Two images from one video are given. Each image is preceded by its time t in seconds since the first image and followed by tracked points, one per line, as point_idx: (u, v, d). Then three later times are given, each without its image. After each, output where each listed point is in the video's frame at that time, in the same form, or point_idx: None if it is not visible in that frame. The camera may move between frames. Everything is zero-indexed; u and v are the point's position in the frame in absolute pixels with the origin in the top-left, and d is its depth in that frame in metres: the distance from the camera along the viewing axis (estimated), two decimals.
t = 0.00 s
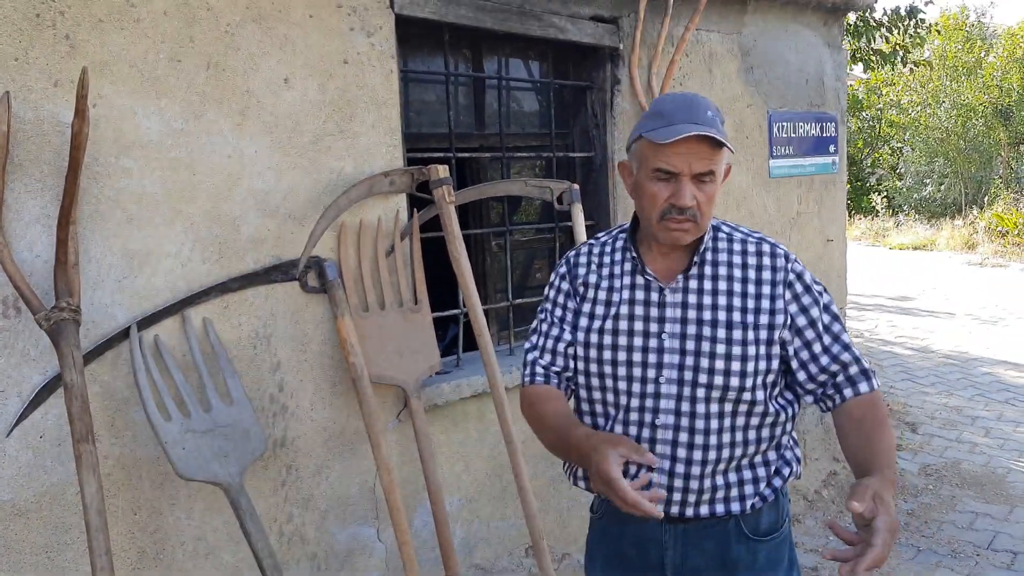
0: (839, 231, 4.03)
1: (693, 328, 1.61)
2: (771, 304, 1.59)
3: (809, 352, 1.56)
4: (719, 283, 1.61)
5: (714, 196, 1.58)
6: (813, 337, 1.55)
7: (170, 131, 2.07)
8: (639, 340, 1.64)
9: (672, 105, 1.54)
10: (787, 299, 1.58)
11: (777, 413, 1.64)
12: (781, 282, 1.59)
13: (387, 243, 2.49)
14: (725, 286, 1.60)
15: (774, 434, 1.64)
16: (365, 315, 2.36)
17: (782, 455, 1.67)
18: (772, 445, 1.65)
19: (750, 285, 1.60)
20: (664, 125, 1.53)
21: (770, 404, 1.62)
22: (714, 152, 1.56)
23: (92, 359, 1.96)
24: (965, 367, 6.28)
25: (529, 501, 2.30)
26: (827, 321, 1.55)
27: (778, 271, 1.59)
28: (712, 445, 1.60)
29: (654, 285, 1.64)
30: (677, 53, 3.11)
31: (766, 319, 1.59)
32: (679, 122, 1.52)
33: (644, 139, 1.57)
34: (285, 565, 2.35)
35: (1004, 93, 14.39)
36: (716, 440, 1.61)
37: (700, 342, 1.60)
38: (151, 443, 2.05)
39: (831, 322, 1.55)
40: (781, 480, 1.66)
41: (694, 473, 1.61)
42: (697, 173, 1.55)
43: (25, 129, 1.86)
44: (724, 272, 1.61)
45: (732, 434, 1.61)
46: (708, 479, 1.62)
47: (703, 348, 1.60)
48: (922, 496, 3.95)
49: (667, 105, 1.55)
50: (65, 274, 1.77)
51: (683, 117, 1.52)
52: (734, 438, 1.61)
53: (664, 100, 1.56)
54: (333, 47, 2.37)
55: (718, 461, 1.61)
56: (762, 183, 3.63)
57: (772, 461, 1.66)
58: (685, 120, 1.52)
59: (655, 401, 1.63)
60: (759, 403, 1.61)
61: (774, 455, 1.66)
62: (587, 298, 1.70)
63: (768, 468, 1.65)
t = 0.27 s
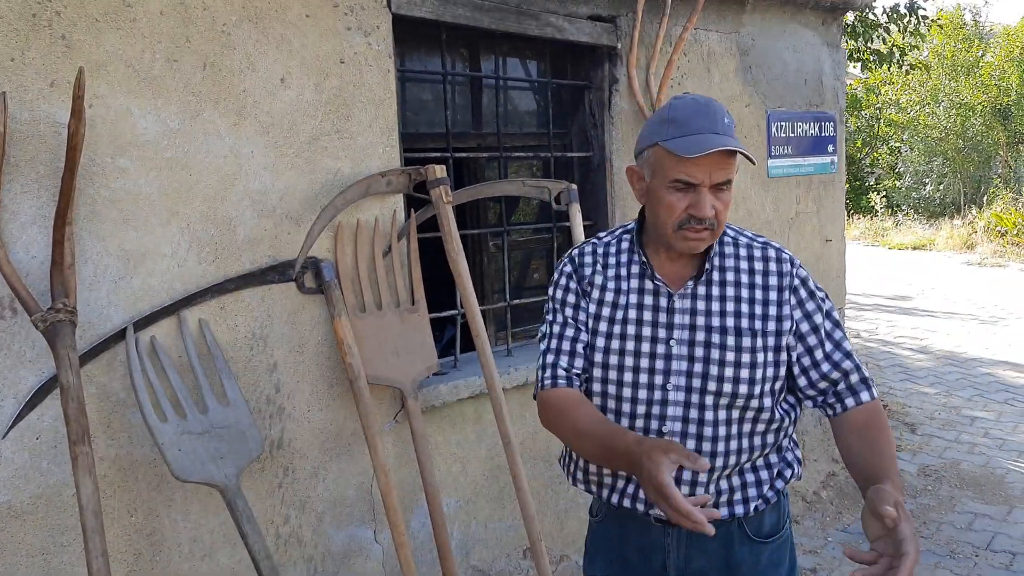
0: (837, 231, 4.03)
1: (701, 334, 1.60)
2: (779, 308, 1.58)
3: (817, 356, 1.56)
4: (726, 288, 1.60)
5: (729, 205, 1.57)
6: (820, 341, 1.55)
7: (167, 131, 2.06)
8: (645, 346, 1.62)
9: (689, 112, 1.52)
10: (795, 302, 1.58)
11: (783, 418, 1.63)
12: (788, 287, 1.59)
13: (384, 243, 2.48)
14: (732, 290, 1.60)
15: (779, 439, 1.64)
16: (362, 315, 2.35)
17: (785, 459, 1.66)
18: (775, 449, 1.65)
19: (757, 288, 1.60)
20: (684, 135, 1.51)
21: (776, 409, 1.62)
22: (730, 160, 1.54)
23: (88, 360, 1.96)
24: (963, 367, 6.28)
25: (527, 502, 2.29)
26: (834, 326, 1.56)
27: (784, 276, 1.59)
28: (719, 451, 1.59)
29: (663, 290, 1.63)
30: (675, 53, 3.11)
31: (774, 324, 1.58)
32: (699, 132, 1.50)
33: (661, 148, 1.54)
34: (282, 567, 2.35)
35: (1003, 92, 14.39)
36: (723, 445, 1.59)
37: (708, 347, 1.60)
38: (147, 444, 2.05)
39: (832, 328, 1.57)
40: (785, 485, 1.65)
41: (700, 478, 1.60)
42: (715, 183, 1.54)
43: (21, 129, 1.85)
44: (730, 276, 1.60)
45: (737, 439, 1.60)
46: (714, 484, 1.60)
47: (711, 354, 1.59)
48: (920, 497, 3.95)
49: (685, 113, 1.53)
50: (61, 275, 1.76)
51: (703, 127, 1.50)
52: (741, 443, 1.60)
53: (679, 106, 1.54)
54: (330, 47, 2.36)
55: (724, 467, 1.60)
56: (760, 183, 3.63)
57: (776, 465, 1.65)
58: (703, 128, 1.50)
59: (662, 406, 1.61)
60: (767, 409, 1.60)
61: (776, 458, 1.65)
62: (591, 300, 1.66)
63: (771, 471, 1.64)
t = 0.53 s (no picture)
0: (833, 231, 4.04)
1: (699, 334, 1.61)
2: (775, 307, 1.61)
3: (814, 352, 1.59)
4: (723, 288, 1.62)
5: (710, 195, 1.57)
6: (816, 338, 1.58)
7: (162, 133, 2.07)
8: (643, 346, 1.62)
9: (672, 104, 1.54)
10: (791, 301, 1.61)
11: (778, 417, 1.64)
12: (783, 286, 1.61)
13: (380, 244, 2.48)
14: (728, 290, 1.62)
15: (774, 438, 1.65)
16: (358, 316, 2.36)
17: (779, 459, 1.67)
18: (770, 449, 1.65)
19: (753, 289, 1.62)
20: (661, 123, 1.54)
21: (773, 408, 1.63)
22: (712, 152, 1.56)
23: (84, 362, 1.95)
24: (959, 367, 6.30)
25: (523, 503, 2.29)
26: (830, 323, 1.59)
27: (780, 275, 1.62)
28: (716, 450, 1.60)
29: (660, 290, 1.63)
30: (671, 54, 3.12)
31: (771, 323, 1.60)
32: (676, 120, 1.52)
33: (643, 137, 1.56)
34: (278, 568, 2.35)
35: (999, 93, 14.42)
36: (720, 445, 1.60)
37: (706, 348, 1.60)
38: (143, 445, 2.05)
39: (836, 322, 1.60)
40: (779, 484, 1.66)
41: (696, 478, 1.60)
42: (693, 171, 1.56)
43: (16, 131, 1.85)
44: (726, 277, 1.62)
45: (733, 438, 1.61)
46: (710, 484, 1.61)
47: (709, 354, 1.60)
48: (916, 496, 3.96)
49: (667, 104, 1.56)
50: (56, 277, 1.76)
51: (681, 115, 1.52)
52: (736, 442, 1.61)
53: (664, 98, 1.57)
54: (326, 49, 2.37)
55: (720, 466, 1.61)
56: (756, 184, 3.64)
57: (771, 465, 1.66)
58: (684, 117, 1.52)
59: (659, 407, 1.61)
60: (763, 408, 1.61)
61: (771, 458, 1.66)
62: (587, 299, 1.66)
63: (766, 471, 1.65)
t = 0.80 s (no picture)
0: (828, 231, 4.04)
1: (691, 332, 1.61)
2: (766, 303, 1.61)
3: (805, 346, 1.60)
4: (714, 286, 1.62)
5: (688, 186, 1.58)
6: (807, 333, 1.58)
7: (155, 133, 2.06)
8: (636, 345, 1.62)
9: (650, 98, 1.57)
10: (782, 296, 1.61)
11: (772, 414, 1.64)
12: (772, 282, 1.62)
13: (375, 244, 2.48)
14: (720, 287, 1.61)
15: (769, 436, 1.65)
16: (353, 316, 2.35)
17: (774, 456, 1.67)
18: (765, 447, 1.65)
19: (744, 285, 1.62)
20: (637, 116, 1.57)
21: (766, 405, 1.63)
22: (690, 144, 1.57)
23: (77, 363, 1.95)
24: (954, 367, 6.31)
25: (518, 503, 2.29)
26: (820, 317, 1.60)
27: (770, 271, 1.62)
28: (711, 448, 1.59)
29: (650, 288, 1.62)
30: (665, 54, 3.13)
31: (761, 319, 1.61)
32: (652, 112, 1.55)
33: (621, 131, 1.60)
34: (273, 569, 2.34)
35: (995, 93, 14.45)
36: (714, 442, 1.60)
37: (699, 345, 1.60)
38: (137, 446, 2.04)
39: (827, 316, 1.61)
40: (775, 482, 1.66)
41: (691, 477, 1.60)
42: (670, 161, 1.57)
43: (9, 132, 1.84)
44: (717, 274, 1.62)
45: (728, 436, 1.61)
46: (705, 482, 1.61)
47: (702, 351, 1.60)
48: (912, 496, 3.96)
49: (645, 100, 1.59)
50: (49, 277, 1.76)
51: (655, 107, 1.55)
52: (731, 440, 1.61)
53: (643, 94, 1.60)
54: (319, 48, 2.36)
55: (715, 465, 1.61)
56: (751, 184, 3.64)
57: (766, 462, 1.66)
58: (658, 109, 1.54)
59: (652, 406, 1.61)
60: (756, 404, 1.61)
61: (766, 455, 1.66)
62: (579, 299, 1.65)
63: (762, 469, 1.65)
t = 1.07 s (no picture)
0: (826, 230, 4.05)
1: (686, 328, 1.61)
2: (759, 298, 1.62)
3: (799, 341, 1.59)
4: (708, 282, 1.62)
5: (680, 187, 1.58)
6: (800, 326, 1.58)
7: (154, 132, 2.06)
8: (631, 342, 1.62)
9: (639, 101, 1.56)
10: (775, 291, 1.62)
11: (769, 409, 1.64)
12: (765, 277, 1.62)
13: (374, 243, 2.48)
14: (714, 283, 1.62)
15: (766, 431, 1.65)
16: (352, 316, 2.35)
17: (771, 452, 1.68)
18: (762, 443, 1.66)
19: (737, 280, 1.63)
20: (627, 119, 1.56)
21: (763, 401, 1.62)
22: (680, 145, 1.56)
23: (77, 362, 1.95)
24: (952, 366, 6.32)
25: (517, 502, 2.29)
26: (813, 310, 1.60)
27: (762, 266, 1.63)
28: (708, 444, 1.60)
29: (644, 286, 1.63)
30: (664, 53, 3.14)
31: (755, 314, 1.61)
32: (642, 115, 1.54)
33: (612, 133, 1.59)
34: (272, 568, 2.34)
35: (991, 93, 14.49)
36: (711, 439, 1.60)
37: (694, 341, 1.60)
38: (136, 446, 2.04)
39: (820, 311, 1.61)
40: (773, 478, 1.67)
41: (690, 472, 1.61)
42: (662, 163, 1.56)
43: (8, 130, 1.84)
44: (711, 270, 1.63)
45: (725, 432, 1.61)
46: (703, 478, 1.62)
47: (697, 347, 1.60)
48: (910, 495, 3.97)
49: (635, 101, 1.58)
50: (48, 276, 1.75)
51: (645, 109, 1.54)
52: (728, 436, 1.61)
53: (632, 95, 1.58)
54: (318, 47, 2.36)
55: (713, 460, 1.61)
56: (749, 184, 3.65)
57: (763, 458, 1.67)
58: (646, 111, 1.54)
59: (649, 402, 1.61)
60: (753, 400, 1.61)
61: (764, 452, 1.67)
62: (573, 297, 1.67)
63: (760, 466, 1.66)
